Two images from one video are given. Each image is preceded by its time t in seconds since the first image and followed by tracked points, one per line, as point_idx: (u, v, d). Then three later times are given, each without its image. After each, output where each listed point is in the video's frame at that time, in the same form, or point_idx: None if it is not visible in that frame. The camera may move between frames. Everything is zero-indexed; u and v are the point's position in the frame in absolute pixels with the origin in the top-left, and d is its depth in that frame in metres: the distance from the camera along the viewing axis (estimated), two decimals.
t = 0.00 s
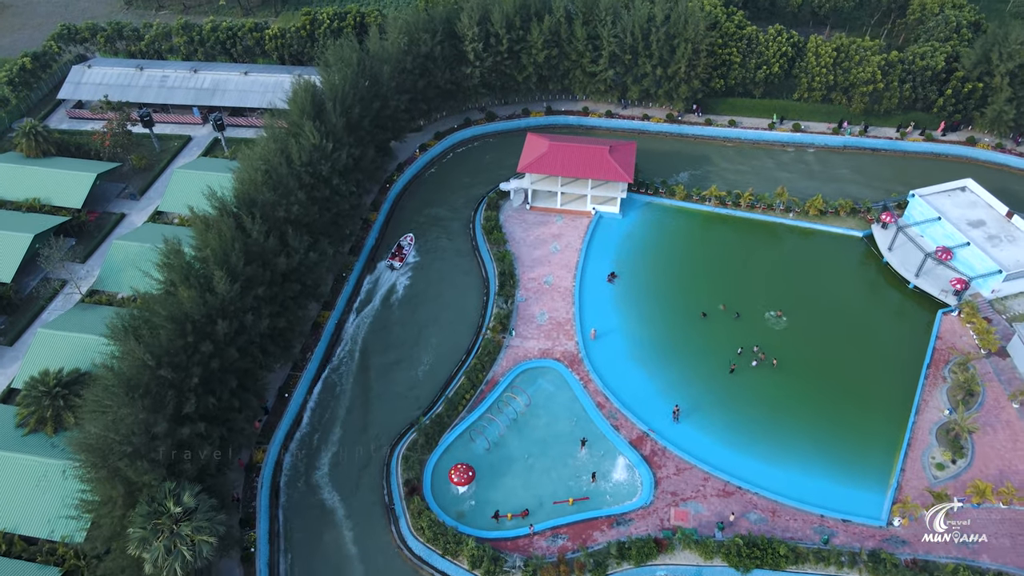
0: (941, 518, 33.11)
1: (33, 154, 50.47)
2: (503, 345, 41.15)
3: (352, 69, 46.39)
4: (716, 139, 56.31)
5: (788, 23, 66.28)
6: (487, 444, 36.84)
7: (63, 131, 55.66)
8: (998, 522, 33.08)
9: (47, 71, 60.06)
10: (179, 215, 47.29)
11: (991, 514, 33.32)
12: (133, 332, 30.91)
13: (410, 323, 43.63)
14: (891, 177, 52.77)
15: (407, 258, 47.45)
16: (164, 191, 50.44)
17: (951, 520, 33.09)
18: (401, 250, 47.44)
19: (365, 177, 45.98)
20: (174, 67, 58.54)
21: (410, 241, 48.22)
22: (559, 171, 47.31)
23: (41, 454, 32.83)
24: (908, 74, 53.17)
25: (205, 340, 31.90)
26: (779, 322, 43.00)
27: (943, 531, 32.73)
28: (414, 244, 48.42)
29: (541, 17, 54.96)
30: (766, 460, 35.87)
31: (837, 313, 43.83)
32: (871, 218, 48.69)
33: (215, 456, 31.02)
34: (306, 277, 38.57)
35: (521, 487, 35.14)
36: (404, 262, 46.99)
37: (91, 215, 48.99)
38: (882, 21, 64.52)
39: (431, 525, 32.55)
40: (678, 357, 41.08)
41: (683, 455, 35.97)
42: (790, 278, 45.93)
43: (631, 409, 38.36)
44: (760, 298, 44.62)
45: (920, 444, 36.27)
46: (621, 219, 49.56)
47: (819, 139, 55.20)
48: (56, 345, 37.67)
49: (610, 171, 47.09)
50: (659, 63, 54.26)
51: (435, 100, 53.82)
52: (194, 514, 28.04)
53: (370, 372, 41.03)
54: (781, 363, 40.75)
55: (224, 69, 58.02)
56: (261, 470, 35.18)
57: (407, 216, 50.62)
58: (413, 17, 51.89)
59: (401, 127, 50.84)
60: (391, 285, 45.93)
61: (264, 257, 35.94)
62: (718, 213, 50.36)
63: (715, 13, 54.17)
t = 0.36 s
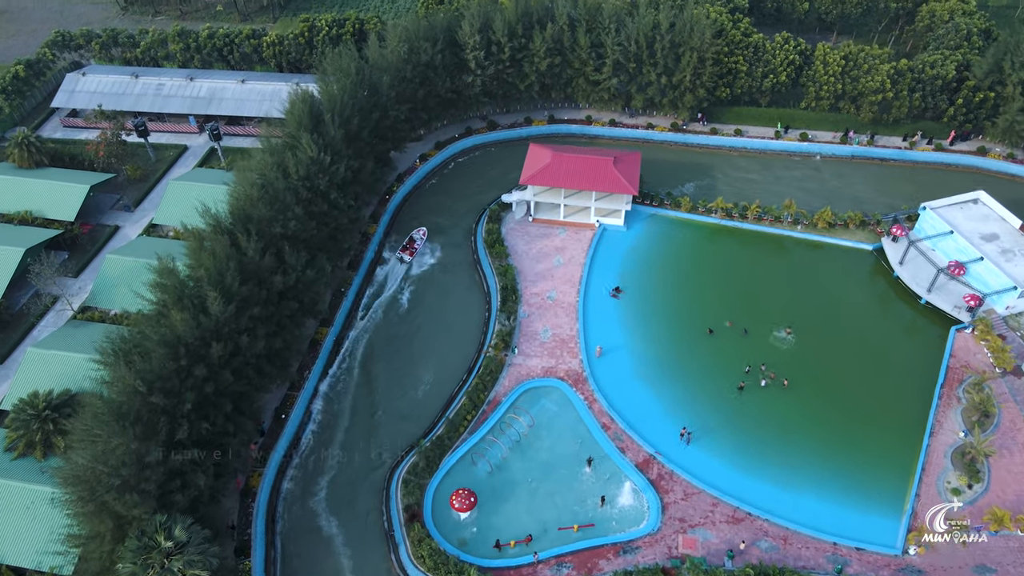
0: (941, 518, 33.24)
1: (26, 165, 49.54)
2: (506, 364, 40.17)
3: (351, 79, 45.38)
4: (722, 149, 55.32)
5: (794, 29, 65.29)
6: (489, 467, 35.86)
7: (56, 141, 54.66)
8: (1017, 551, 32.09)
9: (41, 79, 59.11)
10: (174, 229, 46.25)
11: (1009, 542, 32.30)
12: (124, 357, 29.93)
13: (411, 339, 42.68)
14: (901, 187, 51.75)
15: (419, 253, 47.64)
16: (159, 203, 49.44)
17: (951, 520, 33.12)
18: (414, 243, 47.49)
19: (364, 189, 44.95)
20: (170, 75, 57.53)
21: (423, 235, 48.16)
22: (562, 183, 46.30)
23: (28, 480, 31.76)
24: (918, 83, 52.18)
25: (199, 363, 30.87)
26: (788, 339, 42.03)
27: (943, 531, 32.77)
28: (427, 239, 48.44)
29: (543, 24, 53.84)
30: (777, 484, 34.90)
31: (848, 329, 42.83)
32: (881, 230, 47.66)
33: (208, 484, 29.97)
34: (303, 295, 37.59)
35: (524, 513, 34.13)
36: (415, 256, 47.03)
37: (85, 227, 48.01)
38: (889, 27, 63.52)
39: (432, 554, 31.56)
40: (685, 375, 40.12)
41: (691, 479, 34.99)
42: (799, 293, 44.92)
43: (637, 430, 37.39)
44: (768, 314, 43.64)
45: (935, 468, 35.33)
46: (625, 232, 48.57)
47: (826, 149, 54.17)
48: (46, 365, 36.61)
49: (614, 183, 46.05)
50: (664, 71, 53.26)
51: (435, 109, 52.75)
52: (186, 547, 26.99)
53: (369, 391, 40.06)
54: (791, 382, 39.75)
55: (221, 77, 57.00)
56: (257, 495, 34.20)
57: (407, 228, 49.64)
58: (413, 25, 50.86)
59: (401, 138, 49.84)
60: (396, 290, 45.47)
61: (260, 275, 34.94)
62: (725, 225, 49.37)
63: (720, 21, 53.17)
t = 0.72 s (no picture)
0: (940, 519, 33.39)
1: (17, 177, 48.38)
2: (508, 384, 39.15)
3: (349, 90, 44.29)
4: (727, 159, 54.27)
5: (800, 36, 64.25)
6: (491, 492, 34.80)
7: (49, 151, 53.58)
8: None
9: (34, 88, 58.05)
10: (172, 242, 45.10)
11: None
12: (113, 386, 28.88)
13: (410, 357, 41.67)
14: (910, 199, 50.70)
15: (430, 249, 47.69)
16: (153, 216, 48.29)
17: (951, 521, 33.30)
18: (425, 239, 47.52)
19: (363, 203, 43.86)
20: (165, 83, 56.43)
21: (437, 232, 48.20)
22: (565, 197, 45.21)
23: (13, 509, 30.67)
24: (928, 92, 51.12)
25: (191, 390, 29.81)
26: (799, 358, 40.92)
27: (943, 531, 32.97)
28: (440, 237, 48.36)
29: (545, 33, 52.68)
30: (788, 511, 33.88)
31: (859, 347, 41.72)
32: (891, 244, 46.56)
33: (200, 517, 28.86)
34: (300, 315, 36.56)
35: (528, 541, 33.05)
36: (426, 250, 47.32)
37: (77, 241, 46.90)
38: (897, 34, 62.45)
39: None
40: (692, 396, 39.07)
41: (699, 506, 33.96)
42: (809, 309, 43.80)
43: (643, 453, 36.34)
44: (778, 331, 42.50)
45: (951, 494, 34.35)
46: (629, 245, 47.50)
47: (834, 159, 53.09)
48: (35, 388, 35.42)
49: (618, 197, 44.96)
50: (668, 80, 52.18)
51: (435, 119, 51.41)
52: None
53: (367, 412, 39.08)
54: (801, 403, 38.66)
55: (217, 86, 55.91)
56: (252, 523, 33.18)
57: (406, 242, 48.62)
58: (413, 34, 49.78)
59: (400, 149, 48.80)
60: (396, 305, 44.51)
61: (255, 296, 33.90)
62: (731, 239, 48.31)
63: (726, 29, 52.10)
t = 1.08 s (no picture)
0: (940, 519, 33.43)
1: (8, 189, 47.33)
2: (509, 405, 38.16)
3: (347, 101, 43.27)
4: (733, 169, 53.28)
5: (805, 42, 63.29)
6: (493, 519, 33.78)
7: (41, 162, 52.55)
8: None
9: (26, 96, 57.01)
10: (169, 256, 43.93)
11: None
12: (101, 416, 27.88)
13: (409, 375, 40.72)
14: (920, 211, 49.69)
15: (443, 247, 47.78)
16: (147, 229, 47.23)
17: (951, 521, 33.33)
18: (440, 236, 47.73)
19: (361, 217, 42.83)
20: (160, 92, 55.39)
21: (452, 231, 48.35)
22: (568, 211, 44.18)
23: None
24: (937, 102, 50.14)
25: (183, 418, 28.81)
26: (809, 377, 39.82)
27: (943, 531, 32.95)
28: (456, 236, 48.46)
29: (547, 41, 51.67)
30: (800, 538, 32.83)
31: (870, 365, 40.66)
32: (901, 258, 45.52)
33: (192, 549, 27.81)
34: (297, 335, 35.58)
35: (531, 570, 32.05)
36: (438, 248, 47.37)
37: (69, 254, 45.86)
38: (904, 40, 61.49)
39: None
40: (699, 417, 38.01)
41: (708, 533, 32.93)
42: (819, 326, 42.72)
43: (649, 478, 35.32)
44: (788, 349, 41.40)
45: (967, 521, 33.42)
46: (634, 259, 46.48)
47: (841, 170, 52.10)
48: (23, 411, 34.35)
49: (622, 210, 43.93)
50: (672, 89, 51.19)
51: (435, 129, 50.35)
52: None
53: (366, 433, 38.13)
54: (812, 425, 37.58)
55: (213, 95, 54.91)
56: (246, 552, 32.18)
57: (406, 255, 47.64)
58: (412, 43, 48.78)
59: (399, 161, 47.80)
60: (395, 321, 43.56)
61: (249, 317, 32.89)
62: (737, 252, 47.27)
63: (731, 37, 51.19)
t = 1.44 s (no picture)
0: (940, 519, 33.66)
1: None
2: (511, 430, 37.02)
3: (344, 116, 42.11)
4: (739, 182, 52.17)
5: (812, 50, 62.20)
6: (494, 551, 32.63)
7: (31, 175, 51.40)
8: None
9: (17, 107, 55.85)
10: (162, 275, 42.94)
11: None
12: (86, 452, 26.69)
13: (408, 397, 39.61)
14: (931, 225, 48.49)
15: (462, 246, 47.70)
16: (139, 245, 46.02)
17: (951, 520, 33.56)
18: (461, 236, 47.66)
19: (359, 234, 41.71)
20: (153, 102, 54.20)
21: (473, 232, 48.27)
22: (571, 227, 43.06)
23: None
24: (949, 113, 48.98)
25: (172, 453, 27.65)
26: (820, 401, 38.67)
27: (943, 532, 33.13)
28: (476, 236, 48.42)
29: (549, 51, 50.44)
30: (814, 573, 31.66)
31: (883, 388, 39.50)
32: (912, 275, 44.38)
33: None
34: (292, 359, 34.46)
35: None
36: (457, 246, 47.40)
37: (59, 271, 44.64)
38: (913, 48, 60.32)
39: None
40: (707, 443, 36.87)
41: (717, 567, 31.80)
42: (829, 347, 41.56)
43: (656, 507, 34.16)
44: (798, 371, 40.25)
45: (984, 553, 32.37)
46: (638, 276, 45.35)
47: (850, 183, 50.98)
48: (7, 438, 33.13)
49: (627, 227, 42.76)
50: (677, 101, 50.01)
51: (434, 141, 49.15)
52: None
53: (364, 458, 37.02)
54: (824, 451, 36.40)
55: (207, 105, 53.71)
56: None
57: (405, 272, 46.53)
58: (411, 54, 47.65)
59: (398, 175, 46.64)
60: (394, 339, 42.51)
61: (242, 343, 31.73)
62: (744, 268, 46.15)
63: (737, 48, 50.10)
